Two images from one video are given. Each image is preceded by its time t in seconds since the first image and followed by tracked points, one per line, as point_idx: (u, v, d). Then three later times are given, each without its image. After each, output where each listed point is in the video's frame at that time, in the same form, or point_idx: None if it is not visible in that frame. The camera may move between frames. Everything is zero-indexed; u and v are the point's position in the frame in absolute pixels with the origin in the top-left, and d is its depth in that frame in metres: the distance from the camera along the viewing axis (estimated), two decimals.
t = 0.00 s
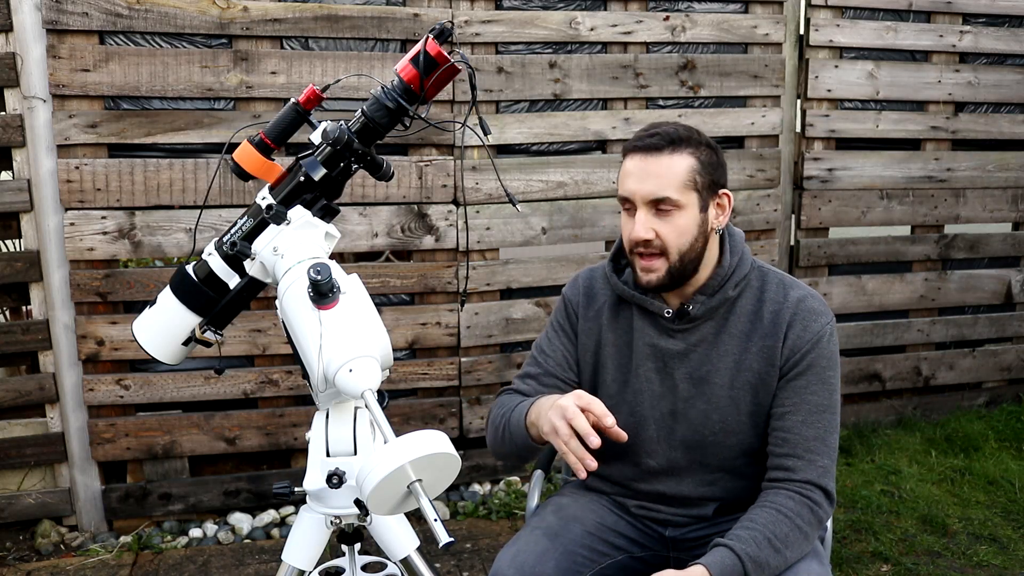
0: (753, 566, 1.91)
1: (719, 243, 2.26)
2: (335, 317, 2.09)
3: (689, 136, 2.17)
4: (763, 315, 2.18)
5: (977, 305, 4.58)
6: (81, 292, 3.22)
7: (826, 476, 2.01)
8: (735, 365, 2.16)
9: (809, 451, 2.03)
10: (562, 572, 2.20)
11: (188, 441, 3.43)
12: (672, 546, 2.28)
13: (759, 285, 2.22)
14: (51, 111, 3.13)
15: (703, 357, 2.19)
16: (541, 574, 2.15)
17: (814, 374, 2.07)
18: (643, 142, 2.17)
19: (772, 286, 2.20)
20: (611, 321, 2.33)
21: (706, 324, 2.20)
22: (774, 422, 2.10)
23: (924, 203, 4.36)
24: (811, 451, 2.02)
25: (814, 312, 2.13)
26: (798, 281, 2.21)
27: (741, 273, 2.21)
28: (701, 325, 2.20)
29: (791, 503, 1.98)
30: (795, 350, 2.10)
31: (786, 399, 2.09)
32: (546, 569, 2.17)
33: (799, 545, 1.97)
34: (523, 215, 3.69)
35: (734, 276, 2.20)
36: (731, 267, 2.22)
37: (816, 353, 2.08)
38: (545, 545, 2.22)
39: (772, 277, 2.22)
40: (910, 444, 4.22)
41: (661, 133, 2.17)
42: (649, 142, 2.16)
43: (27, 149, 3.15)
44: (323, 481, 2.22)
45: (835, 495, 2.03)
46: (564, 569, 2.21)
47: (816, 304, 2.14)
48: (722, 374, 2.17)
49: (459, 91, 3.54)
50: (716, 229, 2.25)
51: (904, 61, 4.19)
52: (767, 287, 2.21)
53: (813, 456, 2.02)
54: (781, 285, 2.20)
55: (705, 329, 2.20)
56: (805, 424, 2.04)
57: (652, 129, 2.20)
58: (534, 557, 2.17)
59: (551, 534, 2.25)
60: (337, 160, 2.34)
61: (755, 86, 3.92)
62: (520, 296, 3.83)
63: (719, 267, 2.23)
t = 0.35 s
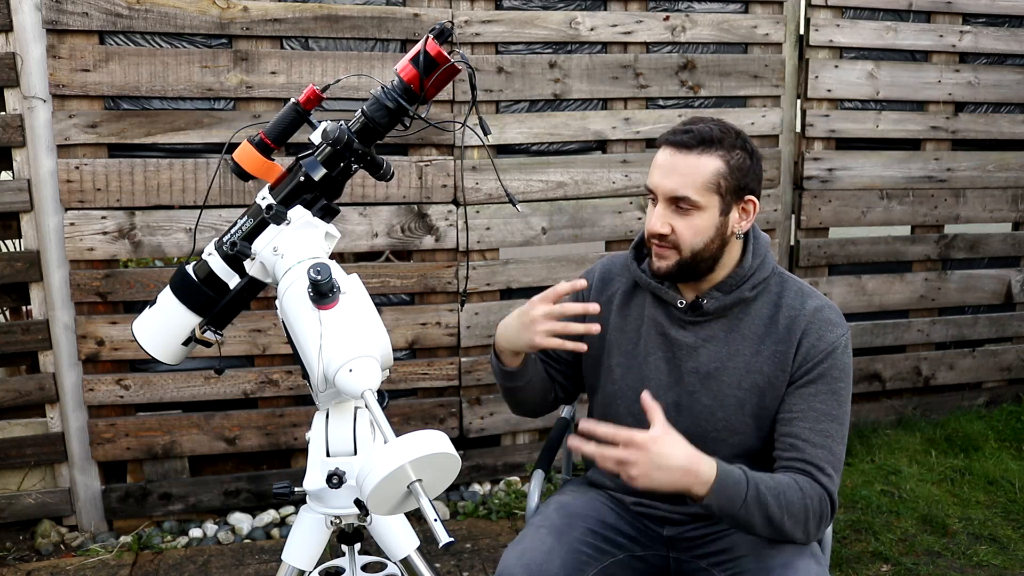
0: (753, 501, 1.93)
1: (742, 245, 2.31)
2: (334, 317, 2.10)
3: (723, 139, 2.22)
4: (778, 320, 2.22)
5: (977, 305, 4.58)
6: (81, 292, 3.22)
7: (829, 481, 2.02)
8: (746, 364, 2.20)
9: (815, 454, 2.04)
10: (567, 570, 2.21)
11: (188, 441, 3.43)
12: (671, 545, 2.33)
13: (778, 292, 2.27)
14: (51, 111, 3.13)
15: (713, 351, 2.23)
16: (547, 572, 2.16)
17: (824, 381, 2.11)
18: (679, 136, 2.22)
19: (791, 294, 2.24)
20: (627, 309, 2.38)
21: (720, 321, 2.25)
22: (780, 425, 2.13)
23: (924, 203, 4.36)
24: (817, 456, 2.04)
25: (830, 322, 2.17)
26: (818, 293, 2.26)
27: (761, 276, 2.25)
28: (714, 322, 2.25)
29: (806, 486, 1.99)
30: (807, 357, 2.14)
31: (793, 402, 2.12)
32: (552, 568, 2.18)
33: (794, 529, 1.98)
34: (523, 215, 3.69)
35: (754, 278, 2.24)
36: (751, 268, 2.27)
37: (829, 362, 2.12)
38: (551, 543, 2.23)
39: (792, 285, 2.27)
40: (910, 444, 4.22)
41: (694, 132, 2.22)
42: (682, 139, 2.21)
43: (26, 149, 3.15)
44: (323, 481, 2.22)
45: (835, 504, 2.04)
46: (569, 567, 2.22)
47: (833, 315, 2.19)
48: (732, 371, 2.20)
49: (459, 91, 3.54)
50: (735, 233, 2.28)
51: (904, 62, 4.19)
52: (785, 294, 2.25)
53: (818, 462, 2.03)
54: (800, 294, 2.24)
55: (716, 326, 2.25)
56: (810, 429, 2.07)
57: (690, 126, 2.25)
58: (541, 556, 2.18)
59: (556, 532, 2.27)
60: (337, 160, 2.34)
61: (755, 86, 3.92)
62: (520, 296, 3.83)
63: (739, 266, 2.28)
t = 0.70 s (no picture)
0: (724, 489, 1.90)
1: (753, 244, 2.28)
2: (338, 318, 2.06)
3: (737, 142, 2.17)
4: (781, 318, 2.19)
5: (987, 306, 4.53)
6: (82, 293, 3.20)
7: (816, 477, 1.98)
8: (747, 359, 2.18)
9: (802, 448, 2.00)
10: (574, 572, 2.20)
11: (190, 443, 3.40)
12: (678, 547, 2.31)
13: (784, 290, 2.24)
14: (51, 110, 3.10)
15: (716, 345, 2.22)
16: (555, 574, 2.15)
17: (820, 378, 2.08)
18: (692, 139, 2.17)
19: (797, 292, 2.22)
20: (637, 304, 2.40)
21: (724, 316, 2.24)
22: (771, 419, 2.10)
23: (933, 203, 4.31)
24: (802, 449, 2.00)
25: (833, 322, 2.14)
26: (826, 293, 2.22)
27: (767, 273, 2.23)
28: (718, 317, 2.24)
29: (787, 481, 1.96)
30: (806, 353, 2.12)
31: (787, 397, 2.10)
32: (560, 570, 2.17)
33: (771, 519, 1.95)
34: (529, 215, 3.66)
35: (760, 275, 2.22)
36: (759, 266, 2.24)
37: (827, 359, 2.09)
38: (558, 544, 2.21)
39: (800, 284, 2.24)
40: (919, 446, 4.17)
41: (708, 135, 2.17)
42: (695, 141, 2.17)
43: (27, 149, 3.13)
44: (327, 483, 2.19)
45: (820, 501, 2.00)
46: (576, 569, 2.20)
47: (837, 315, 2.15)
48: (732, 366, 2.19)
49: (464, 90, 3.50)
50: (746, 236, 2.24)
51: (913, 60, 4.15)
52: (791, 292, 2.23)
53: (803, 455, 2.00)
54: (806, 292, 2.21)
55: (720, 321, 2.24)
56: (799, 423, 2.04)
57: (704, 128, 2.21)
58: (548, 558, 2.17)
59: (564, 534, 2.25)
60: (341, 160, 2.31)
61: (763, 85, 3.88)
62: (526, 297, 3.79)
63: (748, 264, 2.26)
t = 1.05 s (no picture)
0: (724, 488, 1.87)
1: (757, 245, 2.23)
2: (342, 320, 2.03)
3: (750, 146, 2.12)
4: (785, 316, 2.15)
5: (999, 308, 4.47)
6: (84, 294, 3.17)
7: (822, 477, 1.94)
8: (751, 359, 2.14)
9: (805, 447, 1.97)
10: None
11: (193, 446, 3.37)
12: (687, 551, 2.28)
13: (789, 288, 2.20)
14: (52, 109, 3.07)
15: (719, 345, 2.18)
16: None
17: (824, 376, 2.04)
18: (709, 140, 2.12)
19: (801, 290, 2.17)
20: (640, 305, 2.35)
21: (727, 316, 2.20)
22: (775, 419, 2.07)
23: (944, 203, 4.25)
24: (806, 449, 1.97)
25: (837, 319, 2.10)
26: (830, 291, 2.18)
27: (771, 272, 2.18)
28: (721, 316, 2.20)
29: (790, 477, 1.93)
30: (810, 351, 2.08)
31: (790, 396, 2.06)
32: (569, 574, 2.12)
33: (773, 515, 1.91)
34: (535, 215, 3.61)
35: (764, 274, 2.18)
36: (762, 265, 2.20)
37: (830, 357, 2.05)
38: (567, 548, 2.17)
39: (804, 281, 2.19)
40: (930, 449, 4.12)
41: (725, 137, 2.11)
42: (711, 142, 2.11)
43: (27, 148, 3.10)
44: (331, 487, 2.17)
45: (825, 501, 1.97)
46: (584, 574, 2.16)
47: (841, 312, 2.11)
48: (736, 366, 2.15)
49: (470, 88, 3.47)
50: (753, 242, 2.19)
51: (924, 58, 4.10)
52: (795, 289, 2.18)
53: (807, 454, 1.96)
54: (810, 290, 2.17)
55: (724, 321, 2.20)
56: (803, 422, 2.00)
57: (722, 129, 2.15)
58: (557, 561, 2.13)
59: (573, 538, 2.20)
60: (345, 160, 2.27)
61: (772, 83, 3.83)
62: (532, 298, 3.75)
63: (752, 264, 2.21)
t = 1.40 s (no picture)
0: (719, 511, 1.89)
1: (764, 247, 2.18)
2: (346, 321, 1.99)
3: (754, 150, 2.07)
4: (794, 320, 2.11)
5: (1011, 309, 4.41)
6: (85, 296, 3.14)
7: (827, 484, 1.94)
8: (759, 363, 2.10)
9: (812, 453, 1.96)
10: None
11: (195, 449, 3.34)
12: (695, 555, 2.22)
13: (797, 291, 2.16)
14: (53, 108, 3.05)
15: (727, 349, 2.13)
16: None
17: (832, 382, 2.01)
18: (710, 146, 2.07)
19: (810, 293, 2.13)
20: (647, 307, 2.30)
21: (735, 319, 2.15)
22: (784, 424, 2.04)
23: (955, 203, 4.20)
24: (814, 455, 1.96)
25: (846, 323, 2.06)
26: (839, 293, 2.14)
27: (780, 275, 2.14)
28: (729, 319, 2.15)
29: (790, 491, 1.93)
30: (819, 356, 2.04)
31: (799, 402, 2.03)
32: None
33: (775, 528, 1.92)
34: (542, 215, 3.57)
35: (773, 277, 2.14)
36: (771, 268, 2.15)
37: (840, 362, 2.02)
38: (574, 551, 2.14)
39: (813, 284, 2.15)
40: (941, 452, 4.06)
41: (727, 142, 2.06)
42: (713, 147, 2.07)
43: (28, 148, 3.07)
44: (335, 490, 2.13)
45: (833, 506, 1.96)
46: None
47: (850, 316, 2.07)
48: (745, 370, 2.11)
49: (475, 87, 3.43)
50: (758, 247, 2.14)
51: (935, 57, 4.04)
52: (804, 292, 2.14)
53: (814, 461, 1.95)
54: (820, 293, 2.13)
55: (732, 324, 2.15)
56: (811, 428, 1.98)
57: (725, 133, 2.10)
58: (563, 565, 2.10)
59: (579, 541, 2.17)
60: (349, 159, 2.23)
61: (781, 82, 3.78)
62: (538, 299, 3.71)
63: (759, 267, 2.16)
